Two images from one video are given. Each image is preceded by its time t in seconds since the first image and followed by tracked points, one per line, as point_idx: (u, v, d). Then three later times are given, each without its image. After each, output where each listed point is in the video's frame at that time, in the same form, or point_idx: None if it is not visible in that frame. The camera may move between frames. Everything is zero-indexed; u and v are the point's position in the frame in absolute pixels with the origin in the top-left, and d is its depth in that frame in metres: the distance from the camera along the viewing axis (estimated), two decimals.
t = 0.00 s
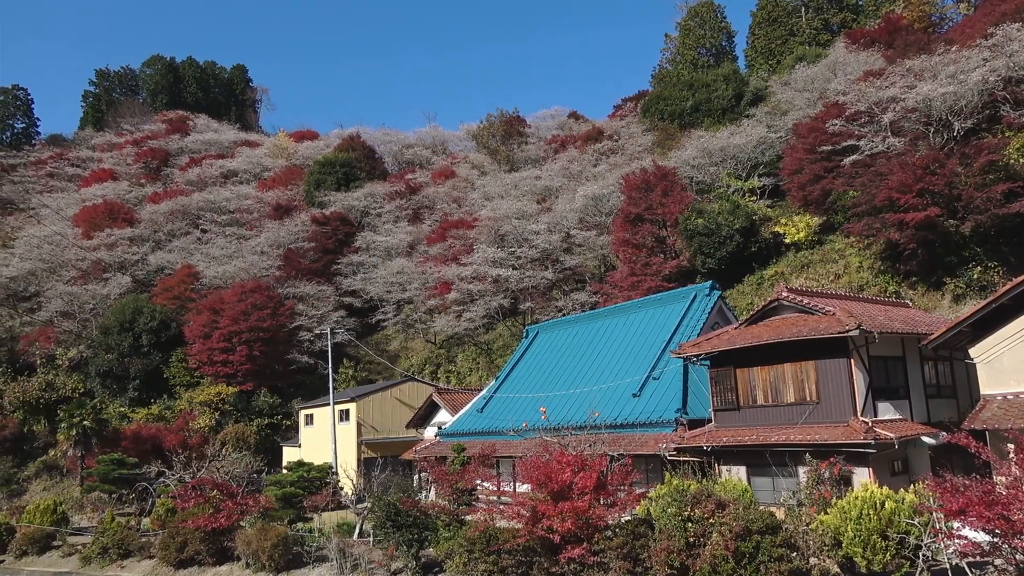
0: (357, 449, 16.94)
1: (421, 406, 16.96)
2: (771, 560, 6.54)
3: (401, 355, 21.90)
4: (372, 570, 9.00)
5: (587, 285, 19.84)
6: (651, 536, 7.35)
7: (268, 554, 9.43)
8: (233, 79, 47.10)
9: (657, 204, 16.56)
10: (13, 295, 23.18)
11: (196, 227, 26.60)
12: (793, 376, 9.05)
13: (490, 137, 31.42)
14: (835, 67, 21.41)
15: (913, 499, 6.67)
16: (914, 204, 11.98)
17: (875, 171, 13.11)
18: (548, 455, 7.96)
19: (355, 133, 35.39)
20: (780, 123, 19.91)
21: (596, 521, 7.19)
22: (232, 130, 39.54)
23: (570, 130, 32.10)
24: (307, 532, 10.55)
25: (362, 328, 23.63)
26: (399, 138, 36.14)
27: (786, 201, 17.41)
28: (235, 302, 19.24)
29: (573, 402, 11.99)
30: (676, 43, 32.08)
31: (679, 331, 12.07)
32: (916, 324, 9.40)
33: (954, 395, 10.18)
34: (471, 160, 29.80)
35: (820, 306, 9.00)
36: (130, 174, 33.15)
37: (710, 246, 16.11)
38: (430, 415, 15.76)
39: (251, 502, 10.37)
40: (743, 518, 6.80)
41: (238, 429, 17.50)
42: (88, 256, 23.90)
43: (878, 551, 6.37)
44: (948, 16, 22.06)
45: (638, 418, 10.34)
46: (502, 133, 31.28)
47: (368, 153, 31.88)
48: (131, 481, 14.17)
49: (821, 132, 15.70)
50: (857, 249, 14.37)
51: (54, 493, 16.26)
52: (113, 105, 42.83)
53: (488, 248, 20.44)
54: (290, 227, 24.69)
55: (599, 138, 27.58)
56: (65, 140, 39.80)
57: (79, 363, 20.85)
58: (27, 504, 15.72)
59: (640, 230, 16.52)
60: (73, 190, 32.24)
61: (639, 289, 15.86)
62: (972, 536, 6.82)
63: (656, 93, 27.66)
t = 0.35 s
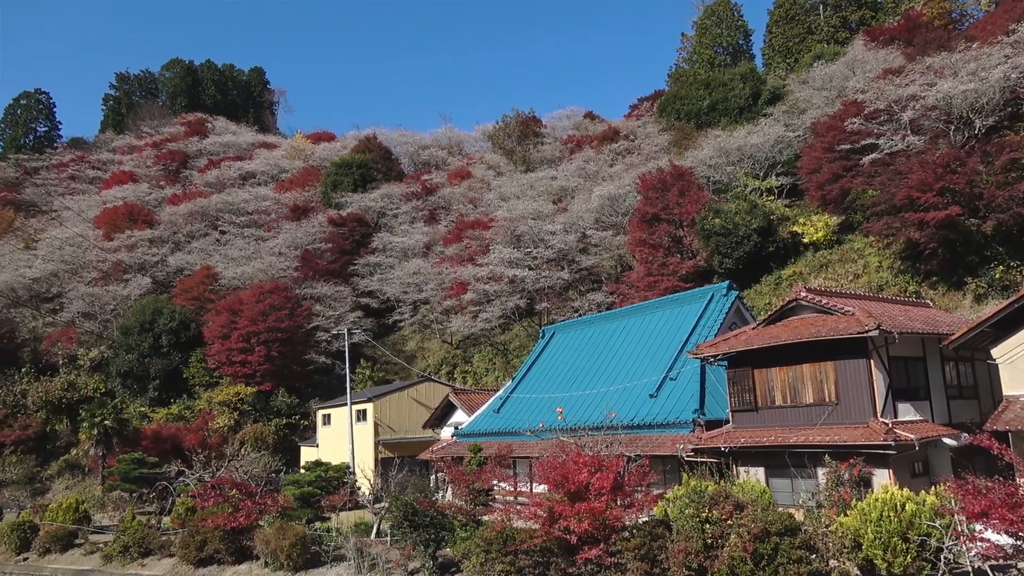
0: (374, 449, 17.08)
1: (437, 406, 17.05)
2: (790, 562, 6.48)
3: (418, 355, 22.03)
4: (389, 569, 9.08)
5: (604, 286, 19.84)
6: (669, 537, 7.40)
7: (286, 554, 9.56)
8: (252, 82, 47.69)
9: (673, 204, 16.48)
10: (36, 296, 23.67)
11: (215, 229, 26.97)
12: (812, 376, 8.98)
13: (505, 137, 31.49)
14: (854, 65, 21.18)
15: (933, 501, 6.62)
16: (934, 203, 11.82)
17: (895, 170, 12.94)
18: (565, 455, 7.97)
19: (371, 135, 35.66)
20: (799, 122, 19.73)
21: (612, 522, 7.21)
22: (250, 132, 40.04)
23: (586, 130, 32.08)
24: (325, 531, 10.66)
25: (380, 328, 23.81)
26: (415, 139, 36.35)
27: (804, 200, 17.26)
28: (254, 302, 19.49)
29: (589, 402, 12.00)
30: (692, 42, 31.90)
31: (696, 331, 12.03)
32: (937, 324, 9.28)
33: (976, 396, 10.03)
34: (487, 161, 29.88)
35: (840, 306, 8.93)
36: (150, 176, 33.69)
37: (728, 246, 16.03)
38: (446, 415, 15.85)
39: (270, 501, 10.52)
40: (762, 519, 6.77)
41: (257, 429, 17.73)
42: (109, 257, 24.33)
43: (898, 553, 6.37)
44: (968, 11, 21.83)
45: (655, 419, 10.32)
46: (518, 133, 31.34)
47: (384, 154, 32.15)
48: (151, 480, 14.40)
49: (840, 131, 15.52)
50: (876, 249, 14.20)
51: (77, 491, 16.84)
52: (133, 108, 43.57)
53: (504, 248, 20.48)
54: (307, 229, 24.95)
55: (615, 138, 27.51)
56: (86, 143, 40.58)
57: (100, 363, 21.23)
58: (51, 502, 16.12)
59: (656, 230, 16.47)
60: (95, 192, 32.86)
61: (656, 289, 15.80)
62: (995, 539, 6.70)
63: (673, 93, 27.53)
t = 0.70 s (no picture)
0: (394, 449, 17.21)
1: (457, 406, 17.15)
2: (813, 564, 6.44)
3: (437, 356, 22.16)
4: (409, 570, 9.16)
5: (622, 286, 19.82)
6: (689, 538, 7.35)
7: (307, 553, 9.68)
8: (272, 85, 48.35)
9: (692, 204, 16.40)
10: (62, 298, 24.21)
11: (236, 231, 27.38)
12: (833, 377, 8.89)
13: (524, 138, 31.58)
14: (875, 62, 20.92)
15: (959, 503, 6.47)
16: (958, 200, 11.63)
17: (918, 168, 12.74)
18: (585, 456, 7.99)
19: (390, 136, 35.96)
20: (819, 119, 19.51)
21: (632, 523, 7.21)
22: (270, 134, 40.59)
23: (604, 130, 32.02)
24: (346, 531, 10.77)
25: (399, 329, 24.00)
26: (433, 140, 36.57)
27: (826, 199, 17.07)
28: (275, 304, 19.79)
29: (608, 403, 11.99)
30: (711, 41, 31.70)
31: (716, 331, 11.96)
32: (961, 324, 9.14)
33: (1002, 397, 9.86)
34: (505, 162, 29.96)
35: (862, 305, 8.83)
36: (172, 179, 34.31)
37: (747, 245, 15.90)
38: (465, 415, 15.93)
39: (291, 501, 10.65)
40: (783, 521, 6.75)
41: (278, 429, 17.98)
42: (133, 260, 24.80)
43: (922, 556, 6.25)
44: (992, 6, 21.31)
45: (675, 419, 10.28)
46: (536, 133, 31.40)
47: (403, 156, 32.44)
48: (173, 480, 14.69)
49: (861, 128, 15.21)
50: (899, 247, 13.99)
51: (102, 489, 17.10)
52: (155, 112, 44.40)
53: (522, 249, 20.52)
54: (327, 230, 25.24)
55: (633, 138, 27.42)
56: (110, 147, 41.40)
57: (124, 365, 21.61)
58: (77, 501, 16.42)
59: (675, 230, 16.39)
60: (119, 195, 33.52)
61: (675, 290, 15.72)
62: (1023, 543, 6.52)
63: (692, 91, 27.37)
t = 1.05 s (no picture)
0: (413, 449, 17.33)
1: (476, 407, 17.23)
2: (836, 565, 6.42)
3: (456, 357, 22.26)
4: (430, 570, 9.22)
5: (641, 286, 19.80)
6: (710, 539, 7.37)
7: (328, 553, 9.80)
8: (291, 88, 48.96)
9: (712, 203, 16.30)
10: (87, 301, 24.86)
11: (256, 234, 27.77)
12: (856, 376, 8.80)
13: (541, 138, 31.60)
14: (897, 58, 20.61)
15: (986, 504, 6.34)
16: (982, 197, 11.43)
17: (941, 164, 12.54)
18: (604, 457, 7.99)
19: (408, 138, 36.21)
20: (840, 116, 19.26)
21: (653, 524, 7.21)
22: (289, 138, 41.11)
23: (622, 129, 31.94)
24: (367, 532, 10.87)
25: (418, 330, 24.16)
26: (451, 141, 36.76)
27: (847, 196, 16.87)
28: (295, 306, 20.06)
29: (628, 403, 11.97)
30: (729, 38, 31.43)
31: (737, 330, 11.88)
32: (987, 322, 8.98)
33: None
34: (523, 162, 30.02)
35: (885, 304, 8.72)
36: (193, 183, 34.88)
37: (768, 244, 15.75)
38: (484, 415, 15.98)
39: (312, 502, 10.78)
40: (806, 522, 6.71)
41: (299, 430, 18.19)
42: (155, 263, 25.24)
43: (948, 557, 6.15)
44: None
45: (695, 419, 10.24)
46: (553, 134, 31.40)
47: (421, 157, 32.66)
48: (197, 480, 14.93)
49: (883, 125, 14.90)
50: (922, 245, 13.79)
51: (127, 490, 17.37)
52: (177, 117, 45.19)
53: (541, 249, 20.51)
54: (346, 232, 25.48)
55: (651, 137, 27.30)
56: (133, 151, 42.21)
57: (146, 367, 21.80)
58: (103, 501, 16.75)
59: (694, 229, 16.29)
60: (142, 199, 34.17)
61: (694, 289, 15.63)
62: None
63: (710, 90, 27.19)
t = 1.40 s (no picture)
0: (434, 450, 17.46)
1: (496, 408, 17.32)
2: (861, 567, 6.42)
3: (475, 357, 22.38)
4: (450, 570, 9.29)
5: (661, 286, 19.78)
6: (732, 540, 7.34)
7: (350, 553, 9.94)
8: (311, 91, 49.55)
9: (732, 201, 16.23)
10: (112, 303, 25.33)
11: (277, 236, 28.17)
12: (880, 376, 8.70)
13: (560, 138, 31.60)
14: (920, 53, 20.30)
15: (1014, 505, 6.23)
16: (1009, 193, 11.21)
17: (965, 160, 12.32)
18: (625, 458, 8.02)
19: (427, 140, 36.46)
20: (863, 113, 19.02)
21: (675, 524, 7.21)
22: (309, 140, 41.61)
23: (641, 129, 31.83)
24: (388, 532, 10.97)
25: (438, 331, 24.30)
26: (470, 143, 36.94)
27: (870, 195, 16.65)
28: (316, 307, 20.35)
29: (648, 403, 11.95)
30: (749, 36, 31.15)
31: (758, 330, 11.81)
32: (1014, 320, 8.85)
33: None
34: (542, 163, 30.07)
35: (909, 303, 8.62)
36: (216, 186, 35.45)
37: (789, 243, 15.58)
38: (504, 415, 16.05)
39: (333, 501, 11.00)
40: (829, 523, 6.70)
41: (321, 430, 18.40)
42: (179, 265, 25.69)
43: (975, 559, 6.04)
44: None
45: (716, 420, 10.21)
46: (572, 134, 31.39)
47: (440, 159, 32.87)
48: (220, 480, 15.32)
49: (906, 121, 14.80)
50: (947, 243, 13.57)
51: (151, 490, 17.55)
52: (199, 121, 45.96)
53: (560, 250, 20.51)
54: (366, 233, 25.72)
55: (671, 136, 27.17)
56: (157, 155, 43.03)
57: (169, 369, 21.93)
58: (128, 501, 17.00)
59: (714, 229, 16.21)
60: (165, 203, 34.82)
61: (715, 289, 15.53)
62: None
63: (730, 88, 26.98)
